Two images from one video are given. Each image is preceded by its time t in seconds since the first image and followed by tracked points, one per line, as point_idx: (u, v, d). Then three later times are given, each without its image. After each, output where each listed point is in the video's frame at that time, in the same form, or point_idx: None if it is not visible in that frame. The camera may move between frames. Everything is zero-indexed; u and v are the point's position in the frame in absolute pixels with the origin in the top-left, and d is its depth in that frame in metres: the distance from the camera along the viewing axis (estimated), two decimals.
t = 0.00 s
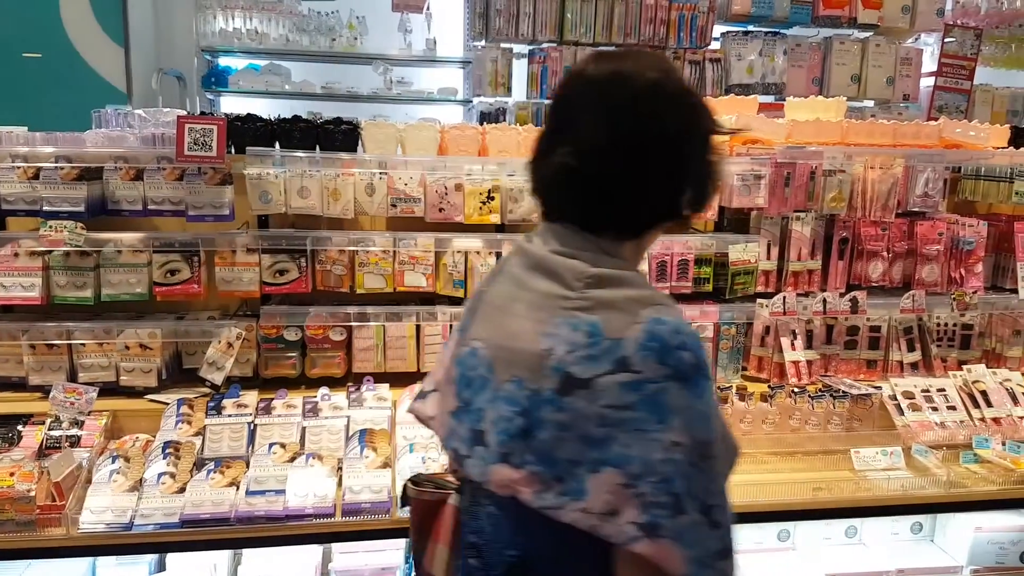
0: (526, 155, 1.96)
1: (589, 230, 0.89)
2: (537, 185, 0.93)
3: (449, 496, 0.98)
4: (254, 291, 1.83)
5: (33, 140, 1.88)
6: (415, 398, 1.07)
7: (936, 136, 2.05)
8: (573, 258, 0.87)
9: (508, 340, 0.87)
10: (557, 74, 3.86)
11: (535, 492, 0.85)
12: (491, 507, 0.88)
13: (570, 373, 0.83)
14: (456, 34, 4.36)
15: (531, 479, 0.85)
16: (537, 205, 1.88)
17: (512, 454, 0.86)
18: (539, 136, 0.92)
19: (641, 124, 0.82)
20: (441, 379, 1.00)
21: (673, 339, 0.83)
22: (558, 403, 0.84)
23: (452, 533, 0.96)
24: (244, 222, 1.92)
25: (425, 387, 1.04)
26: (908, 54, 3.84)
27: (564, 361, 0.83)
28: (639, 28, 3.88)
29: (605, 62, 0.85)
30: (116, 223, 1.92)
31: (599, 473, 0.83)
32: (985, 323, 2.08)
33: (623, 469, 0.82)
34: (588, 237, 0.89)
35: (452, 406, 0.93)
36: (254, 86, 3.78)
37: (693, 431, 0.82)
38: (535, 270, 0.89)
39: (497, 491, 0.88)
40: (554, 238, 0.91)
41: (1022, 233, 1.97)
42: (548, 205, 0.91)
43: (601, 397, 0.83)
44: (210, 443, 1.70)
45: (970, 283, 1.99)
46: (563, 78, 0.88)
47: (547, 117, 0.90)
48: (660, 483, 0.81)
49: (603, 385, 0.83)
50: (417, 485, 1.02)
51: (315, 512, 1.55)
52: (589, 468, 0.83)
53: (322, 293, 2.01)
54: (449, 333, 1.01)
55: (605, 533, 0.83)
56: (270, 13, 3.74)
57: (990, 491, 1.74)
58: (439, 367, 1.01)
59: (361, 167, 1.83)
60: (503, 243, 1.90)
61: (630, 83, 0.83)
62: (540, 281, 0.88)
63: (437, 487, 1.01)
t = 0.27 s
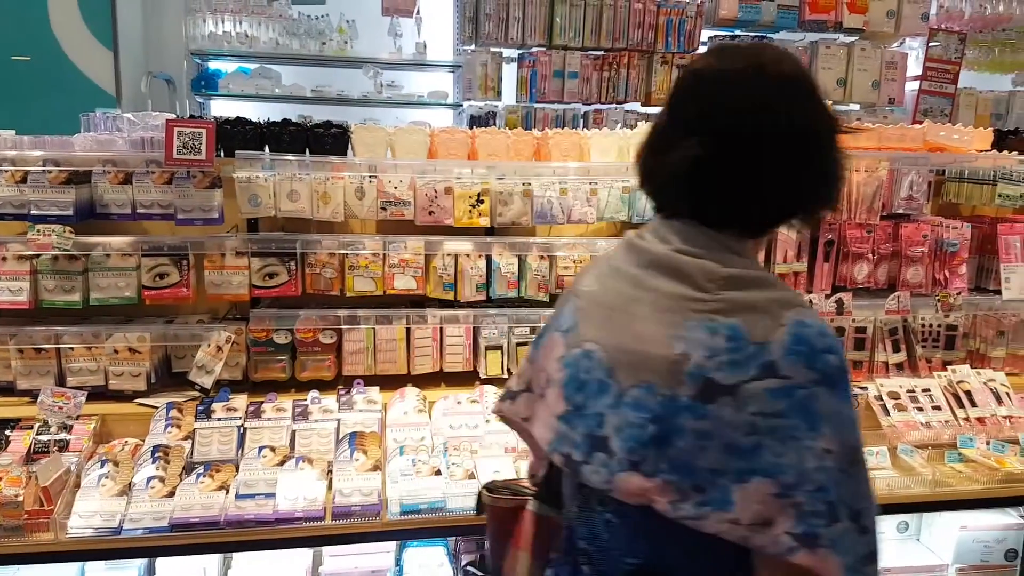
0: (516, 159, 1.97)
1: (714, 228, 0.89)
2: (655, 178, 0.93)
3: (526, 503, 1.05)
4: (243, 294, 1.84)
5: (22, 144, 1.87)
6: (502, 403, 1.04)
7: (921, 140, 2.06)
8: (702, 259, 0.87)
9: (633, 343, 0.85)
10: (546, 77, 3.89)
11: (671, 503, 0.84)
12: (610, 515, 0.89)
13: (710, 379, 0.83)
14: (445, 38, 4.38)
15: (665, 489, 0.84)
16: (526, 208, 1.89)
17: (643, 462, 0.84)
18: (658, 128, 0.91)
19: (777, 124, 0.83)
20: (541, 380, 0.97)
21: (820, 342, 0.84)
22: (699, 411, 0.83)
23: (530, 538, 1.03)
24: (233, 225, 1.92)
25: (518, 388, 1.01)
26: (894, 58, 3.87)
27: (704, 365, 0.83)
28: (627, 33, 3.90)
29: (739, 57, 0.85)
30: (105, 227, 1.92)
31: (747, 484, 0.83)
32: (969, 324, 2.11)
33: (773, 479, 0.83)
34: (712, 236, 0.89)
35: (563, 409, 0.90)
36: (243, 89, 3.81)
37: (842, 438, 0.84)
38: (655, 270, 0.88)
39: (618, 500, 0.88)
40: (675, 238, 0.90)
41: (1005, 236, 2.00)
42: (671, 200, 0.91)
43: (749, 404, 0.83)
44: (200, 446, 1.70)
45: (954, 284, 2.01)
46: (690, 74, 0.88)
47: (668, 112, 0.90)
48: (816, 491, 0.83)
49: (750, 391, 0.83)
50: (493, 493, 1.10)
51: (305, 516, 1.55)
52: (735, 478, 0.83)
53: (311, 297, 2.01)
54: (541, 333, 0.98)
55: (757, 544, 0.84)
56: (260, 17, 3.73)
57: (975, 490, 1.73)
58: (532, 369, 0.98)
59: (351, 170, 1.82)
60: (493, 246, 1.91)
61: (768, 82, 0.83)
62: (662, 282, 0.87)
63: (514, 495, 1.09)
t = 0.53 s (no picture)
0: (502, 161, 1.96)
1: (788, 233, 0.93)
2: (727, 183, 0.97)
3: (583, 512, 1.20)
4: (226, 298, 1.82)
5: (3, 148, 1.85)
6: (553, 402, 1.11)
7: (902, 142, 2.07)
8: (775, 264, 0.90)
9: (704, 346, 0.89)
10: (532, 80, 3.90)
11: (736, 507, 0.88)
12: (666, 519, 0.96)
13: (785, 385, 0.86)
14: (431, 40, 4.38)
15: (731, 493, 0.88)
16: (512, 211, 1.89)
17: (707, 467, 0.89)
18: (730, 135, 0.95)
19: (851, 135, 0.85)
20: (597, 379, 1.03)
21: (894, 350, 0.87)
22: (770, 417, 0.87)
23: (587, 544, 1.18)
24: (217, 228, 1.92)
25: (570, 390, 1.08)
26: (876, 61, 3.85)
27: (777, 371, 0.86)
28: (612, 36, 3.91)
29: (811, 68, 0.88)
30: (87, 230, 1.90)
31: (816, 491, 0.86)
32: (950, 324, 2.13)
33: (845, 486, 0.86)
34: (785, 242, 0.92)
35: (622, 410, 0.96)
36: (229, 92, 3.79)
37: (913, 448, 0.87)
38: (724, 274, 0.92)
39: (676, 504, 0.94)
40: (747, 242, 0.93)
41: (985, 237, 2.02)
42: (749, 205, 0.94)
43: (822, 411, 0.86)
44: (183, 452, 1.68)
45: (935, 285, 2.03)
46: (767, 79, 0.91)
47: (741, 120, 0.93)
48: (887, 499, 0.85)
49: (823, 398, 0.86)
50: (552, 502, 1.25)
51: (289, 521, 1.53)
52: (805, 485, 0.87)
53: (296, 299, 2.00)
54: (601, 333, 1.03)
55: (826, 550, 0.87)
56: (244, 19, 3.72)
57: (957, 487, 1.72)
58: (591, 369, 1.04)
59: (336, 172, 1.82)
60: (479, 249, 1.91)
61: (843, 92, 0.86)
62: (737, 286, 0.90)
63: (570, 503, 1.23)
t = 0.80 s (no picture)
0: (485, 164, 1.97)
1: (816, 239, 0.94)
2: (758, 190, 0.98)
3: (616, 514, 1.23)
4: (207, 302, 1.81)
5: None
6: (584, 403, 1.16)
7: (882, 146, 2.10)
8: (804, 268, 0.92)
9: (733, 346, 0.91)
10: (517, 84, 3.90)
11: (760, 502, 0.90)
12: (692, 516, 0.99)
13: (811, 384, 0.88)
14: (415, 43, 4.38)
15: (756, 489, 0.90)
16: (496, 214, 1.89)
17: (733, 463, 0.91)
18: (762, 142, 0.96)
19: (878, 142, 0.88)
20: (626, 380, 1.07)
21: (919, 351, 0.89)
22: (796, 415, 0.89)
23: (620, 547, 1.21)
24: (198, 231, 1.91)
25: (600, 391, 1.12)
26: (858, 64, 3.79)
27: (803, 370, 0.88)
28: (597, 39, 3.94)
29: (845, 81, 0.90)
30: (66, 234, 1.88)
31: (840, 487, 0.89)
32: (931, 326, 2.14)
33: (868, 482, 0.88)
34: (815, 246, 0.94)
35: (651, 409, 0.98)
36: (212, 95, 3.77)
37: (936, 446, 0.89)
38: (752, 277, 0.94)
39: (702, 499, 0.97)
40: (776, 246, 0.95)
41: (964, 240, 2.05)
42: (777, 209, 0.96)
43: (847, 409, 0.88)
44: (164, 457, 1.67)
45: (915, 288, 2.05)
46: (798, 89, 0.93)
47: (772, 128, 0.95)
48: (909, 495, 0.87)
49: (847, 397, 0.88)
50: (585, 505, 1.28)
51: (272, 526, 1.53)
52: (828, 480, 0.89)
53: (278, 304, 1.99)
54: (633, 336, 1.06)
55: (850, 545, 0.89)
56: (227, 20, 3.71)
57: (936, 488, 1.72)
58: (621, 370, 1.08)
59: (318, 175, 1.81)
60: (463, 252, 1.91)
61: (870, 100, 0.88)
62: (765, 288, 0.92)
63: (602, 506, 1.26)
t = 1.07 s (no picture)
0: (472, 168, 1.97)
1: (844, 245, 1.00)
2: (785, 204, 1.03)
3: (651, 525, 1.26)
4: (193, 306, 1.80)
5: None
6: (626, 412, 1.17)
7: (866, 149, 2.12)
8: (836, 273, 0.97)
9: (773, 350, 0.96)
10: (503, 87, 3.93)
11: (811, 495, 0.95)
12: (742, 513, 1.03)
13: (853, 380, 0.94)
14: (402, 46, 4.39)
15: (806, 482, 0.95)
16: (482, 218, 1.89)
17: (783, 460, 0.95)
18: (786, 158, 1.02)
19: (900, 153, 0.93)
20: (665, 388, 1.10)
21: (950, 345, 0.94)
22: (837, 410, 0.94)
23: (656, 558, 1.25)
24: (182, 235, 1.90)
25: (640, 399, 1.14)
26: (840, 68, 3.82)
27: (843, 368, 0.94)
28: (583, 43, 3.94)
29: (862, 95, 0.95)
30: (49, 238, 1.87)
31: (887, 476, 0.94)
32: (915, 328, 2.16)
33: (913, 469, 0.93)
34: (845, 252, 1.00)
35: (696, 414, 1.03)
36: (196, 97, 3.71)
37: (973, 433, 0.94)
38: (786, 283, 0.99)
39: (750, 497, 1.02)
40: (807, 253, 1.00)
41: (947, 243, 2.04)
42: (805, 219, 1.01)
43: (887, 402, 0.94)
44: (148, 462, 1.66)
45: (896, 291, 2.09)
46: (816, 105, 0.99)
47: (794, 143, 1.01)
48: (953, 480, 0.93)
49: (887, 391, 0.94)
50: (614, 517, 1.31)
51: (257, 531, 1.52)
52: (874, 471, 0.94)
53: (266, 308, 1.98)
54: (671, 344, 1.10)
55: (897, 530, 0.94)
56: (214, 24, 3.72)
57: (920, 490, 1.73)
58: (662, 379, 1.11)
59: (304, 179, 1.81)
60: (450, 255, 1.90)
61: (886, 113, 0.94)
62: (800, 294, 0.98)
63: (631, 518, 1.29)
